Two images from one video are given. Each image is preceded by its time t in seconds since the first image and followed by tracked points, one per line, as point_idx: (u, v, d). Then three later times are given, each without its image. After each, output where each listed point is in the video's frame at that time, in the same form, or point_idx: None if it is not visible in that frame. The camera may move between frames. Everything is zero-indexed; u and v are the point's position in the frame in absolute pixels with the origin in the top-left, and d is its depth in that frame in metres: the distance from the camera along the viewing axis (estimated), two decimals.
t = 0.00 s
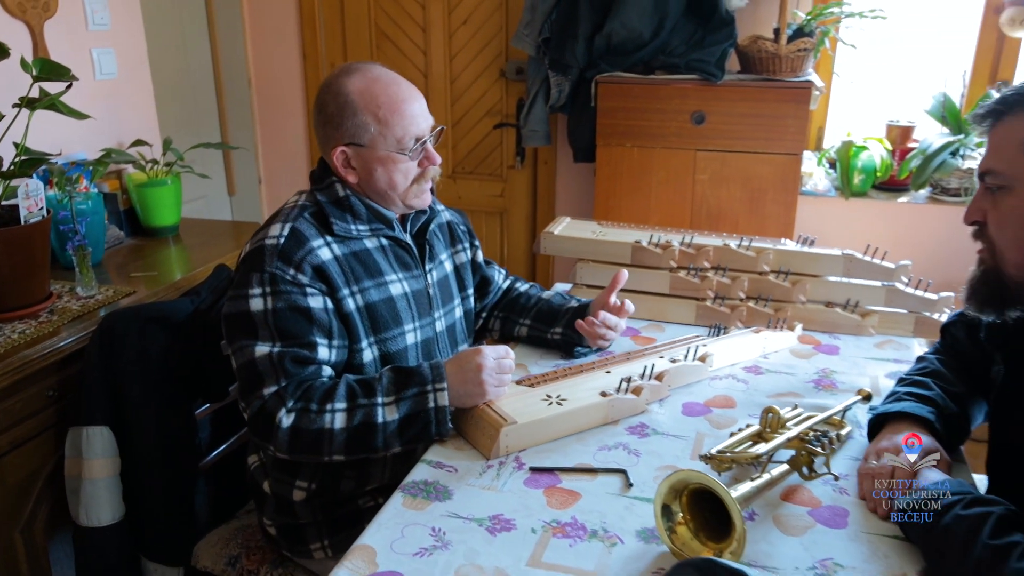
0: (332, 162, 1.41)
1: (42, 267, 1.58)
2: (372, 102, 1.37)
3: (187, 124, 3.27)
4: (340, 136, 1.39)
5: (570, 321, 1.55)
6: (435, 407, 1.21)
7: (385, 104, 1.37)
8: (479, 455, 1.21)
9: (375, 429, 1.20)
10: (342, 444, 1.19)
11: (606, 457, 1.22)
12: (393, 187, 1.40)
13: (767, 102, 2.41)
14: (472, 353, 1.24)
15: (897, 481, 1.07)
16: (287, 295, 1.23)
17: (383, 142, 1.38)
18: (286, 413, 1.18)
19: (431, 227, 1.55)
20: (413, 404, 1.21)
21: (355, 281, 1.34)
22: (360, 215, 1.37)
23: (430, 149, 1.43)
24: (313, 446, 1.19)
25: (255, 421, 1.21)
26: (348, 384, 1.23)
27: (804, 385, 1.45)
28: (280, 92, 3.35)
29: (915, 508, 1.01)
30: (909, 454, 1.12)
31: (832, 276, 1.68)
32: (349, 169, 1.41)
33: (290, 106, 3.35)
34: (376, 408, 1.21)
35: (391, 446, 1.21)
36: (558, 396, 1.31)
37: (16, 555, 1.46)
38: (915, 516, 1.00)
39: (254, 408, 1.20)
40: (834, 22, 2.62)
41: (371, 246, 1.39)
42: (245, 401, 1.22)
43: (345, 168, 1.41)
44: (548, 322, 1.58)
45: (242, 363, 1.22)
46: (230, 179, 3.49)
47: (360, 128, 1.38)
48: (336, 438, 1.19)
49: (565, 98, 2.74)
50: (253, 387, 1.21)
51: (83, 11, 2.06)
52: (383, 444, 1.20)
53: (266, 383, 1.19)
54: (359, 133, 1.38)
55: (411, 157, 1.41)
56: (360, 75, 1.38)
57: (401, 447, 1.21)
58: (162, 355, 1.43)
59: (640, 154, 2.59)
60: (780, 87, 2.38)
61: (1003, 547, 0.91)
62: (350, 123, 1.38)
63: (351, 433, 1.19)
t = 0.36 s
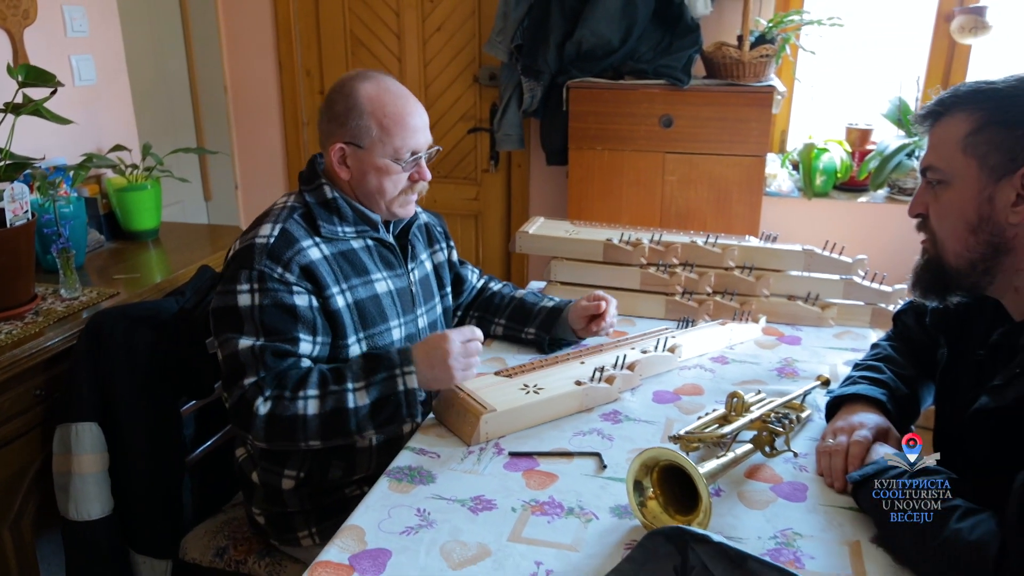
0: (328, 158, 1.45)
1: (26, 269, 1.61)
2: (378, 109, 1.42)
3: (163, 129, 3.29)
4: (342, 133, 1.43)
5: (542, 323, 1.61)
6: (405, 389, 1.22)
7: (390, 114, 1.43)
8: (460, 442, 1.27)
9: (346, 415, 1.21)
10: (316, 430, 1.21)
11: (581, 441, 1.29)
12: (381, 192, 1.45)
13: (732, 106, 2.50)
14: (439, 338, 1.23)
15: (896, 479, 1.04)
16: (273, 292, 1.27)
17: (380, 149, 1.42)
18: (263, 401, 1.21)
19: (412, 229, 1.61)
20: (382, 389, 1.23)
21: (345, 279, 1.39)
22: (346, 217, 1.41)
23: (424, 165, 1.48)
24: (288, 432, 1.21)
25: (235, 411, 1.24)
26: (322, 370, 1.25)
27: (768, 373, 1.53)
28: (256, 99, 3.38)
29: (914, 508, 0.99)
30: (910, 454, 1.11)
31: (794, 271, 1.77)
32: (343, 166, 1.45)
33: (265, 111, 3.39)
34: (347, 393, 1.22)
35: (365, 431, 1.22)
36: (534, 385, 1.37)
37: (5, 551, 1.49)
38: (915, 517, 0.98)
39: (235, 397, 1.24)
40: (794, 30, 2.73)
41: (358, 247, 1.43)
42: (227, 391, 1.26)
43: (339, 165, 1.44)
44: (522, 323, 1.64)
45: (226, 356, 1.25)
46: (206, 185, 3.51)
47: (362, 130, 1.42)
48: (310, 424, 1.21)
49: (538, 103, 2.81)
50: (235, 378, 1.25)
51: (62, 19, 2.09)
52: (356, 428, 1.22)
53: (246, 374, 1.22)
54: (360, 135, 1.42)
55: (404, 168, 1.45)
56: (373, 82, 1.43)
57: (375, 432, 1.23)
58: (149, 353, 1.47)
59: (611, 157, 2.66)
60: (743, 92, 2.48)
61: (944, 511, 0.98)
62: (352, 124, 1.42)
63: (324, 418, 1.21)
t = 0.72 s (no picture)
0: (336, 162, 1.52)
1: (23, 278, 1.63)
2: (390, 123, 1.48)
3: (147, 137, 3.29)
4: (353, 140, 1.51)
5: (535, 331, 1.69)
6: (424, 385, 1.27)
7: (401, 129, 1.49)
8: (459, 442, 1.31)
9: (366, 410, 1.26)
10: (337, 427, 1.26)
11: (576, 440, 1.33)
12: (382, 203, 1.52)
13: (713, 113, 2.56)
14: (462, 339, 1.29)
15: (896, 480, 1.07)
16: (288, 296, 1.35)
17: (386, 162, 1.49)
18: (283, 400, 1.26)
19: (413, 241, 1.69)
20: (401, 384, 1.27)
21: (350, 287, 1.47)
22: (352, 227, 1.50)
23: (427, 184, 1.54)
24: (309, 431, 1.26)
25: (254, 414, 1.28)
26: (339, 369, 1.31)
27: (753, 372, 1.59)
28: (241, 106, 3.40)
29: (914, 508, 1.02)
30: (910, 454, 1.14)
31: (775, 273, 1.83)
32: (349, 171, 1.52)
33: (251, 118, 3.41)
34: (366, 389, 1.27)
35: (384, 427, 1.27)
36: (530, 386, 1.42)
37: (5, 558, 1.50)
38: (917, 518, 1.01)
39: (255, 400, 1.28)
40: (772, 39, 2.80)
41: (362, 256, 1.52)
42: (247, 395, 1.30)
43: (346, 169, 1.52)
44: (516, 328, 1.72)
45: (244, 358, 1.31)
46: (191, 192, 3.52)
47: (372, 141, 1.49)
48: (330, 422, 1.26)
49: (522, 111, 2.85)
50: (254, 381, 1.29)
51: (52, 28, 2.10)
52: (376, 424, 1.26)
53: (267, 374, 1.28)
54: (369, 145, 1.49)
55: (408, 183, 1.52)
56: (389, 97, 1.51)
57: (394, 429, 1.27)
58: (148, 360, 1.50)
59: (595, 163, 2.72)
60: (723, 99, 2.54)
61: (923, 501, 1.04)
62: (364, 133, 1.49)
63: (344, 415, 1.26)
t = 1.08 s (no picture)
0: (348, 182, 1.54)
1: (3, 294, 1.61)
2: (405, 144, 1.53)
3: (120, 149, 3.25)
4: (366, 161, 1.53)
5: (526, 331, 1.73)
6: (429, 410, 1.32)
7: (416, 150, 1.54)
8: (453, 452, 1.33)
9: (372, 433, 1.31)
10: (342, 449, 1.30)
11: (567, 446, 1.35)
12: (396, 222, 1.56)
13: (688, 123, 2.61)
14: (466, 365, 1.36)
15: (895, 479, 1.09)
16: (291, 315, 1.37)
17: (402, 181, 1.53)
18: (291, 422, 1.30)
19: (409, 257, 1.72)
20: (407, 409, 1.32)
21: (349, 304, 1.50)
22: (351, 244, 1.53)
23: (437, 202, 1.60)
24: (314, 452, 1.30)
25: (258, 433, 1.32)
26: (345, 392, 1.35)
27: (735, 376, 1.63)
28: (215, 117, 3.39)
29: (913, 507, 1.05)
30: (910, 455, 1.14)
31: (754, 280, 1.88)
32: (361, 193, 1.55)
33: (226, 130, 3.40)
34: (373, 413, 1.31)
35: (388, 449, 1.31)
36: (520, 395, 1.44)
37: None
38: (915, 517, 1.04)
39: (260, 420, 1.31)
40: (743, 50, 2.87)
41: (361, 272, 1.55)
42: (250, 415, 1.33)
43: (358, 190, 1.54)
44: (506, 330, 1.77)
45: (247, 379, 1.33)
46: (165, 204, 3.49)
47: (387, 161, 1.53)
48: (336, 444, 1.30)
49: (499, 121, 2.89)
50: (258, 401, 1.33)
51: (26, 41, 2.08)
52: (380, 447, 1.31)
53: (273, 396, 1.31)
54: (384, 165, 1.53)
55: (421, 202, 1.57)
56: (401, 118, 1.55)
57: (397, 451, 1.32)
58: (135, 374, 1.48)
59: (573, 172, 2.75)
60: (698, 109, 2.60)
61: (912, 495, 1.07)
62: (379, 153, 1.53)
63: (350, 438, 1.31)
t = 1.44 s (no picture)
0: (329, 177, 1.55)
1: None
2: (388, 138, 1.56)
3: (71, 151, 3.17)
4: (348, 155, 1.54)
5: (499, 326, 1.75)
6: (409, 407, 1.32)
7: (398, 144, 1.57)
8: (432, 447, 1.33)
9: (353, 432, 1.30)
10: (322, 449, 1.30)
11: (545, 438, 1.37)
12: (378, 217, 1.58)
13: (650, 121, 2.66)
14: (444, 361, 1.38)
15: (896, 480, 1.08)
16: (270, 313, 1.36)
17: (384, 175, 1.56)
18: (270, 422, 1.28)
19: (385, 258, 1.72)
20: (387, 406, 1.32)
21: (326, 303, 1.50)
22: (328, 242, 1.53)
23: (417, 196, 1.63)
24: (294, 453, 1.29)
25: (235, 433, 1.30)
26: (324, 391, 1.34)
27: (704, 367, 1.66)
28: (171, 117, 3.33)
29: (913, 507, 1.03)
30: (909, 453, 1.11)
31: (719, 273, 1.92)
32: (342, 187, 1.56)
33: (183, 131, 3.35)
34: (353, 411, 1.31)
35: (368, 448, 1.31)
36: (497, 389, 1.45)
37: None
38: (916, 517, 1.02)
39: (237, 421, 1.30)
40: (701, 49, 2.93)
41: (338, 272, 1.55)
42: (227, 416, 1.32)
43: (340, 186, 1.55)
44: (479, 326, 1.78)
45: (225, 378, 1.32)
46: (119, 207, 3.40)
47: (368, 156, 1.55)
48: (317, 443, 1.30)
49: (462, 120, 2.89)
50: (235, 401, 1.31)
51: None
52: (360, 445, 1.31)
53: (251, 397, 1.30)
54: (366, 160, 1.54)
55: (401, 197, 1.60)
56: (380, 113, 1.58)
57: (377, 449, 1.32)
58: (101, 378, 1.45)
59: (537, 170, 2.77)
60: (659, 107, 2.64)
61: (881, 474, 1.10)
62: (360, 148, 1.54)
63: (331, 437, 1.30)
